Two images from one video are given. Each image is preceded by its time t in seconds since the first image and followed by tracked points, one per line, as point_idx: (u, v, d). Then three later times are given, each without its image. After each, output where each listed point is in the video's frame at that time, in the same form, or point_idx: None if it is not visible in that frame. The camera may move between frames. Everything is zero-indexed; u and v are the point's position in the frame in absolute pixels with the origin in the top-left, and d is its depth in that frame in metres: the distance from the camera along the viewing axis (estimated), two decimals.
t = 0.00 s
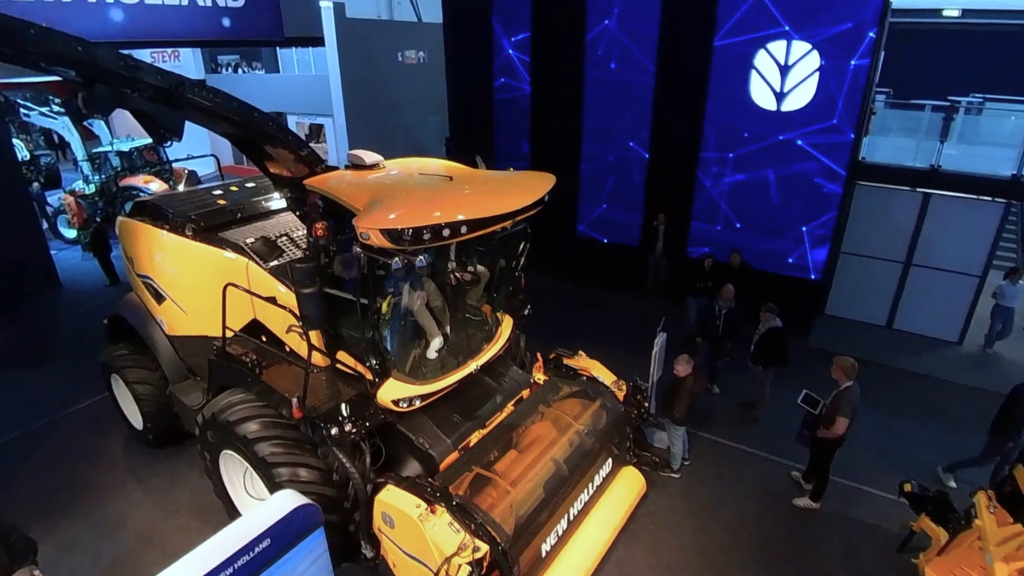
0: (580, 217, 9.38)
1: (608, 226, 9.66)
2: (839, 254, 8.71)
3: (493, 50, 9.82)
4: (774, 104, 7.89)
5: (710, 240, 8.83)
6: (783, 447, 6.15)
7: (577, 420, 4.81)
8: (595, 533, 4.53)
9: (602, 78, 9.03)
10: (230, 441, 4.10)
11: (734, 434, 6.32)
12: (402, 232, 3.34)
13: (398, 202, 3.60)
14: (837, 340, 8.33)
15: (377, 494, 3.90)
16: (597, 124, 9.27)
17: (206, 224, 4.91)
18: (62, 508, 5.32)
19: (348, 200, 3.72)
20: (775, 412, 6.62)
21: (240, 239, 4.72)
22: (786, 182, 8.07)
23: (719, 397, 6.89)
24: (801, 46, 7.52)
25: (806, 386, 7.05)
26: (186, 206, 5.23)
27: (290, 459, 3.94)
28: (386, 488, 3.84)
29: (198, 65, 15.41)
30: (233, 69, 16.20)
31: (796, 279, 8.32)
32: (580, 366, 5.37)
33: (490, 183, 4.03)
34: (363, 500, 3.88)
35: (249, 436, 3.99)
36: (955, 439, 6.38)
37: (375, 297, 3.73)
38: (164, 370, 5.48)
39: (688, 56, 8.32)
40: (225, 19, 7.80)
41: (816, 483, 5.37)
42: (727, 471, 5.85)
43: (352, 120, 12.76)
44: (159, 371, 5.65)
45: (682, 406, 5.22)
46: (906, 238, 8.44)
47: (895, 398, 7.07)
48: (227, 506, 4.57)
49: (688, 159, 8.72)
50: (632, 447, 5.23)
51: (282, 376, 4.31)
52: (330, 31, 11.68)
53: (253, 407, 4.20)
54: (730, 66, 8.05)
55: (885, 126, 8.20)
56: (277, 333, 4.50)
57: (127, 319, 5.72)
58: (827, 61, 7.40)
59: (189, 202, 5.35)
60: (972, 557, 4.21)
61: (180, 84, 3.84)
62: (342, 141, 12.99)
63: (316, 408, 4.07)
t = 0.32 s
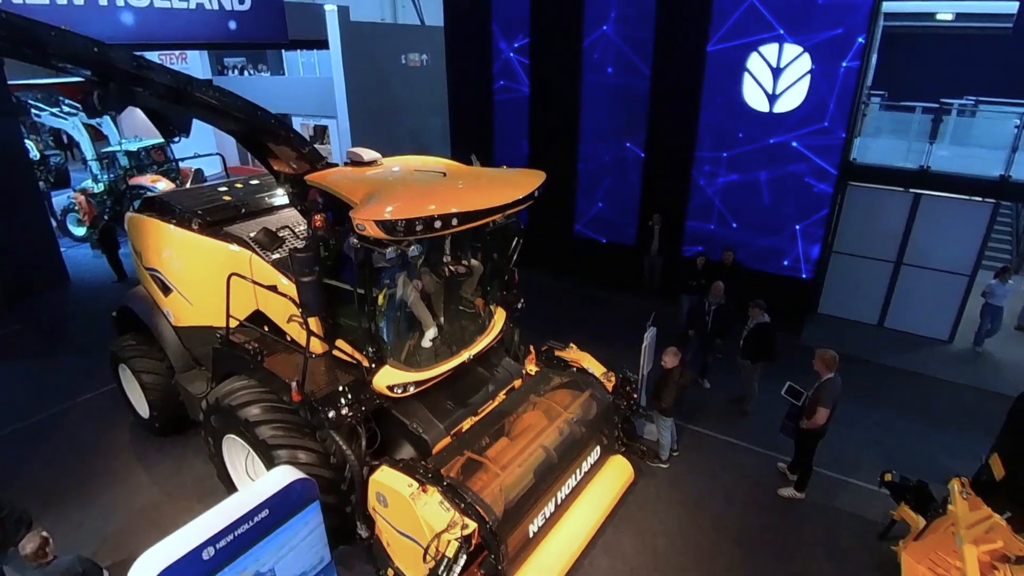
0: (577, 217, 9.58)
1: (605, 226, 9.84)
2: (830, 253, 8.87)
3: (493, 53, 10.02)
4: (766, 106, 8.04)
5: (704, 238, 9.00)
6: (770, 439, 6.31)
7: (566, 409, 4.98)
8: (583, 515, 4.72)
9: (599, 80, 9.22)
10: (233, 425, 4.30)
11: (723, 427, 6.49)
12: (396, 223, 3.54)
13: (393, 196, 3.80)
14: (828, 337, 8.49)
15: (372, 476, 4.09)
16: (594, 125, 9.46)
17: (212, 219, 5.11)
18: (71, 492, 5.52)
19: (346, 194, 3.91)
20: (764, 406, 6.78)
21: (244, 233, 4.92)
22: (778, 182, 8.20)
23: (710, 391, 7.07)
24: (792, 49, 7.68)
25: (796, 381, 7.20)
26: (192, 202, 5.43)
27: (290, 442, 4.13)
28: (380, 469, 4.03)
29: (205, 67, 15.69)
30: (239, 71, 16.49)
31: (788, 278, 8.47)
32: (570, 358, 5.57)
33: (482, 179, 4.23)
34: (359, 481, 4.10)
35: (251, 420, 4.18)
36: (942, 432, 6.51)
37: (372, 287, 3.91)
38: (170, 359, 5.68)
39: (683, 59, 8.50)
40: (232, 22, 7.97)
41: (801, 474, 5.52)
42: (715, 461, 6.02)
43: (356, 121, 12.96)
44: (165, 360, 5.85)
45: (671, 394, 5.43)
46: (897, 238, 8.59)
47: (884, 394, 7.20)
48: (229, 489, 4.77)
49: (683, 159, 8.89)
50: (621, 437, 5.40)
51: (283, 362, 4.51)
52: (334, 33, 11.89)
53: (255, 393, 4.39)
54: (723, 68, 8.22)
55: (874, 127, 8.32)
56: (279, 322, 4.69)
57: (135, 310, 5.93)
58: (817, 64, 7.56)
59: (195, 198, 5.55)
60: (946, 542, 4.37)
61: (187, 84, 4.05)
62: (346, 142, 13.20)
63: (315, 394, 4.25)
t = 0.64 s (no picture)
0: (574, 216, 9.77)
1: (602, 225, 10.01)
2: (823, 252, 9.03)
3: (493, 55, 10.22)
4: (759, 107, 8.20)
5: (698, 238, 9.16)
6: (759, 432, 6.47)
7: (557, 399, 5.14)
8: (571, 502, 4.88)
9: (596, 82, 9.39)
10: (236, 411, 4.50)
11: (714, 421, 6.66)
12: (391, 218, 3.73)
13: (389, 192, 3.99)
14: (820, 335, 8.63)
15: (367, 459, 4.29)
16: (591, 126, 9.64)
17: (217, 215, 5.31)
18: (80, 477, 5.72)
19: (344, 190, 4.10)
20: (754, 401, 6.94)
21: (247, 228, 5.11)
22: (772, 183, 8.34)
23: (701, 386, 7.24)
24: (784, 52, 7.84)
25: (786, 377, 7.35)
26: (199, 199, 5.64)
27: (290, 427, 4.32)
28: (376, 452, 4.23)
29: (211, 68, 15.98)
30: (245, 73, 16.76)
31: (781, 276, 8.62)
32: (562, 350, 5.76)
33: (474, 177, 4.42)
34: (356, 465, 4.29)
35: (252, 406, 4.38)
36: (926, 427, 6.66)
37: (366, 280, 4.10)
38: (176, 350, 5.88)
39: (679, 61, 8.67)
40: (237, 25, 8.17)
41: (786, 466, 5.68)
42: (704, 453, 6.18)
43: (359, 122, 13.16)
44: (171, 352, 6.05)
45: (660, 386, 5.59)
46: (888, 238, 8.74)
47: (873, 389, 7.34)
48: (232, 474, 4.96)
49: (679, 160, 9.06)
50: (611, 428, 5.56)
51: (283, 352, 4.75)
52: (337, 36, 12.10)
53: (257, 381, 4.59)
54: (717, 70, 8.38)
55: (861, 132, 8.47)
56: (280, 314, 4.89)
57: (142, 303, 6.14)
58: (809, 66, 7.71)
59: (202, 194, 5.76)
60: (923, 529, 4.54)
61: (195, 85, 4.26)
62: (349, 143, 13.41)
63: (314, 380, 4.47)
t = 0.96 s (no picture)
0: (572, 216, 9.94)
1: (600, 224, 10.17)
2: (816, 251, 9.17)
3: (494, 57, 10.41)
4: (753, 109, 8.34)
5: (693, 236, 9.31)
6: (748, 426, 6.61)
7: (549, 391, 5.30)
8: (562, 490, 5.04)
9: (594, 83, 9.56)
10: (238, 399, 4.69)
11: (705, 414, 6.81)
12: (384, 212, 3.91)
13: (384, 188, 4.17)
14: (814, 333, 8.75)
15: (362, 445, 4.47)
16: (589, 126, 9.80)
17: (221, 211, 5.51)
18: (87, 464, 5.93)
19: (340, 186, 4.29)
20: (745, 396, 7.08)
21: (250, 224, 5.31)
22: (766, 183, 8.48)
23: (693, 381, 7.38)
24: (777, 54, 7.98)
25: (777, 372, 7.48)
26: (204, 196, 5.84)
27: (289, 415, 4.51)
28: (371, 438, 4.41)
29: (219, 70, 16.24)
30: (252, 74, 17.01)
31: (775, 275, 8.75)
32: (554, 344, 5.93)
33: (467, 175, 4.59)
34: (352, 451, 4.46)
35: (253, 394, 4.57)
36: (915, 422, 6.76)
37: (362, 273, 4.30)
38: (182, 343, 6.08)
39: (674, 62, 8.82)
40: (243, 28, 8.32)
41: (773, 458, 5.82)
42: (694, 446, 6.33)
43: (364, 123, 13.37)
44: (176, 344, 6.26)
45: (649, 379, 5.75)
46: (880, 238, 8.86)
47: (863, 385, 7.46)
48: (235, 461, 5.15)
49: (675, 159, 9.21)
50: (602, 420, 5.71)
51: (283, 343, 4.94)
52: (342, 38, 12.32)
53: (258, 370, 4.78)
54: (712, 71, 8.53)
55: (857, 130, 8.66)
56: (281, 306, 5.09)
57: (150, 297, 6.35)
58: (801, 68, 7.85)
59: (208, 192, 5.96)
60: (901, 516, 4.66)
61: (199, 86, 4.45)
62: (353, 143, 13.61)
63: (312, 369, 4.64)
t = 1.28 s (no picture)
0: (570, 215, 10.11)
1: (598, 224, 10.33)
2: (809, 250, 9.32)
3: (494, 59, 10.58)
4: (746, 110, 8.50)
5: (689, 235, 9.47)
6: (738, 420, 6.76)
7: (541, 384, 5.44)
8: (552, 479, 5.20)
9: (592, 84, 9.72)
10: (240, 388, 4.88)
11: (695, 408, 6.96)
12: (380, 208, 4.09)
13: (381, 185, 4.35)
14: (807, 331, 8.88)
15: (359, 430, 4.64)
16: (587, 127, 9.97)
17: (226, 208, 5.70)
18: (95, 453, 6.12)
19: (339, 183, 4.47)
20: (735, 390, 7.24)
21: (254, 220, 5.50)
22: (759, 183, 8.62)
23: (686, 377, 7.54)
24: (770, 57, 8.13)
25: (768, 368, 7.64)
26: (209, 192, 6.03)
27: (289, 403, 4.70)
28: (368, 425, 4.60)
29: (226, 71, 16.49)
30: (258, 76, 17.26)
31: (769, 273, 8.89)
32: (548, 338, 6.10)
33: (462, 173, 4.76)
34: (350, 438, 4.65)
35: (255, 383, 4.77)
36: (902, 417, 6.91)
37: (361, 266, 4.50)
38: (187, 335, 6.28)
39: (670, 64, 8.99)
40: (249, 30, 8.52)
41: (760, 450, 5.97)
42: (684, 439, 6.49)
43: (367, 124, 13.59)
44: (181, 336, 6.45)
45: (639, 372, 5.91)
46: (872, 236, 9.00)
47: (852, 381, 7.60)
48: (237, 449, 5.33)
49: (670, 159, 9.36)
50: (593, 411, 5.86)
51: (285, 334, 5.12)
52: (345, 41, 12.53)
53: (259, 360, 4.97)
54: (706, 73, 8.68)
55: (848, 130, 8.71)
56: (283, 299, 5.28)
57: (156, 291, 6.55)
58: (793, 70, 8.00)
59: (212, 189, 6.15)
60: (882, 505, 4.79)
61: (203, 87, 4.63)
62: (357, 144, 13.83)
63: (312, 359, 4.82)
